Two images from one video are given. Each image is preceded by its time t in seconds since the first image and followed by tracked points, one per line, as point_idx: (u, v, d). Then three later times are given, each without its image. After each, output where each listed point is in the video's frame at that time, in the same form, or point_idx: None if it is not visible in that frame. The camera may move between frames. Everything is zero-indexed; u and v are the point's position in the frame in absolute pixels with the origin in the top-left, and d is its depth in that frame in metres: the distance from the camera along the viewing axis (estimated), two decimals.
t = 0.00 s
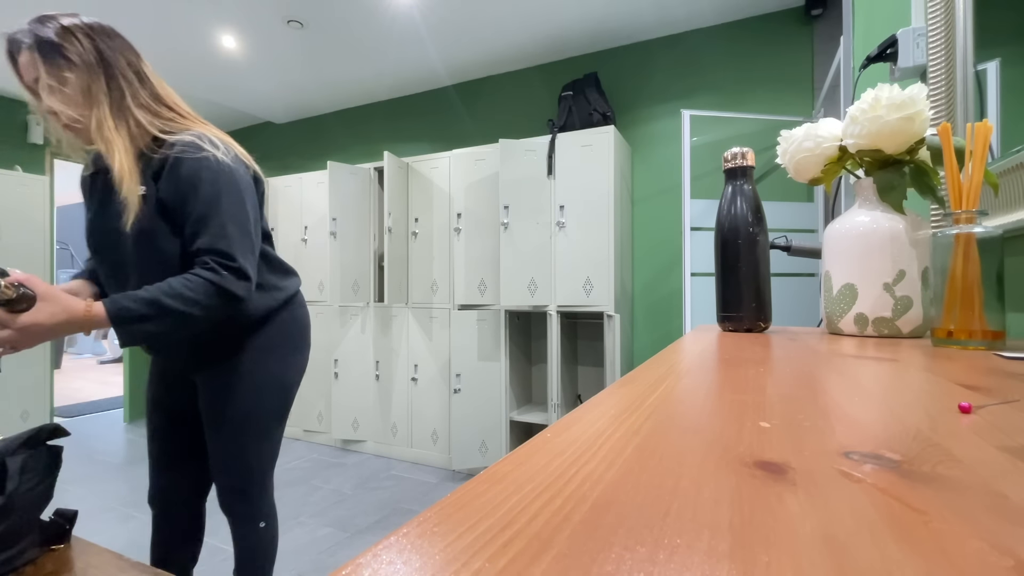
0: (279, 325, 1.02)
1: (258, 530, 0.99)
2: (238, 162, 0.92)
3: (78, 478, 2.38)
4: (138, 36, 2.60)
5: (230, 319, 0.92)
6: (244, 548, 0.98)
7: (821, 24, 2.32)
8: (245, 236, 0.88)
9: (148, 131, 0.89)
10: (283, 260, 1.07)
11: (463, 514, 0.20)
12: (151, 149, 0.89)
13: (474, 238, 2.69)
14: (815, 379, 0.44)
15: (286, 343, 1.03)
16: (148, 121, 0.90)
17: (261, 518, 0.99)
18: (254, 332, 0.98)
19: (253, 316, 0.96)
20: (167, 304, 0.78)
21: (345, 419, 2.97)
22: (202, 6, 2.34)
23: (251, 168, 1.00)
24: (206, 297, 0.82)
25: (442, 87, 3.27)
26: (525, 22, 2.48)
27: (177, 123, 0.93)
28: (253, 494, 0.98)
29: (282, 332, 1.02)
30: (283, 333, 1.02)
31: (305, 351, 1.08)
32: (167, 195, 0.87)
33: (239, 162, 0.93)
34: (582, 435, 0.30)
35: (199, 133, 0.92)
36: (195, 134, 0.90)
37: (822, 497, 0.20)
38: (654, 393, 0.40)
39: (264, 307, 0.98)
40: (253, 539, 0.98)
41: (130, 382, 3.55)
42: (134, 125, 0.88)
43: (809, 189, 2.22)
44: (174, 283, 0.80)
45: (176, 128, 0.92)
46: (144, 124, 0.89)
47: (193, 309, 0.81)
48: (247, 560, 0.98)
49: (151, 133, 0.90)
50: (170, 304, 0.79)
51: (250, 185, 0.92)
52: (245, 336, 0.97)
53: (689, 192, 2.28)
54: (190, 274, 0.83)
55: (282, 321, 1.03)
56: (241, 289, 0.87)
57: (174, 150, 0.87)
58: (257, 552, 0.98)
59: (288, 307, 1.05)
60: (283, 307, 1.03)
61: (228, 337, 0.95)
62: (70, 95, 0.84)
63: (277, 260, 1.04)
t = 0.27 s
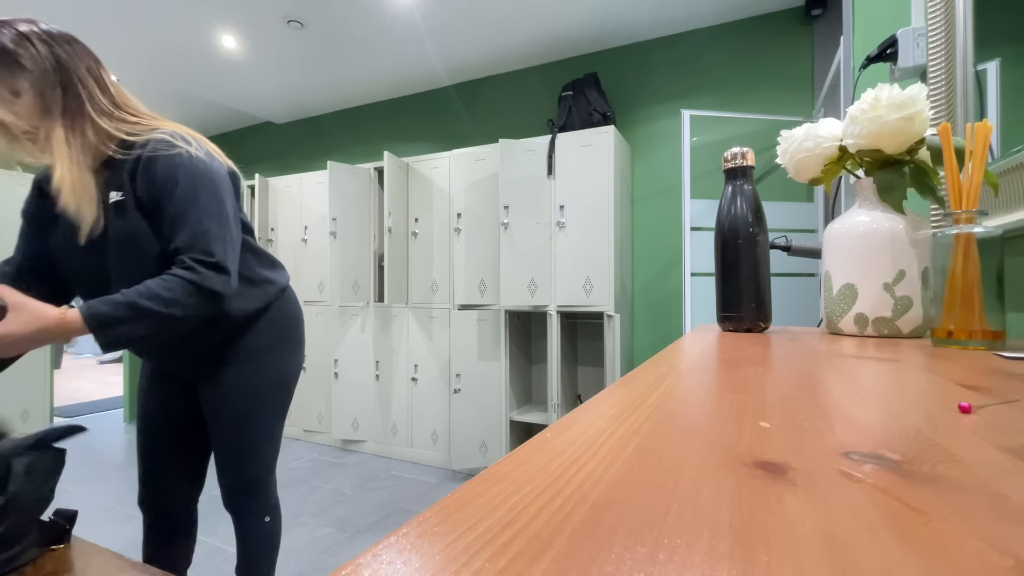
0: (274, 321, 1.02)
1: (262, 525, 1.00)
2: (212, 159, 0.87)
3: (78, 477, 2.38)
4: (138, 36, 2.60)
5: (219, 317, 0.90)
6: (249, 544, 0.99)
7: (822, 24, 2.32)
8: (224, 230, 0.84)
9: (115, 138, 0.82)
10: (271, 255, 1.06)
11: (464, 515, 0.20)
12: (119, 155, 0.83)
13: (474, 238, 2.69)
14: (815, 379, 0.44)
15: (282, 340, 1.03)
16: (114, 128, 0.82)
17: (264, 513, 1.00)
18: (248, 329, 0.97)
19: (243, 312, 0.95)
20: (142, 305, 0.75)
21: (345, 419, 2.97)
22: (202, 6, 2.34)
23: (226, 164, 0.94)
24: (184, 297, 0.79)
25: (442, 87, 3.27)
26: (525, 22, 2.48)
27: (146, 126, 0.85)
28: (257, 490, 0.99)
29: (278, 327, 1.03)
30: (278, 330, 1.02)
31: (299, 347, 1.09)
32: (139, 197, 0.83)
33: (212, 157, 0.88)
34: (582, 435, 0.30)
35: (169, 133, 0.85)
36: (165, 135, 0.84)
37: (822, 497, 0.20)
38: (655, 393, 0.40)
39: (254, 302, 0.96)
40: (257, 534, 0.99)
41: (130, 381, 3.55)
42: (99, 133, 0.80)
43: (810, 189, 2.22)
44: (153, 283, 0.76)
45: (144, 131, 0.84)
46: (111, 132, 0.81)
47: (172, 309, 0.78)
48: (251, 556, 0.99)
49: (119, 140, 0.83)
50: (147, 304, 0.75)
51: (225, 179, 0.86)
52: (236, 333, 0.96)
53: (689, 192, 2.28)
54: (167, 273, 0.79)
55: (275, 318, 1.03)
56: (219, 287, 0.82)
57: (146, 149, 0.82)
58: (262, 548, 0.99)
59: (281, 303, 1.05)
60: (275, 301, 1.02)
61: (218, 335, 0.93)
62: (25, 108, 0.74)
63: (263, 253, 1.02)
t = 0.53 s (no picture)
0: (266, 320, 1.02)
1: (255, 524, 1.00)
2: (200, 163, 0.85)
3: (78, 477, 2.38)
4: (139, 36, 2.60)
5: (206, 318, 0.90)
6: (243, 543, 0.99)
7: (822, 24, 2.32)
8: (195, 244, 0.79)
9: (96, 142, 0.81)
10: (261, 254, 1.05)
11: (463, 516, 0.20)
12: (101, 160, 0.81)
13: (474, 238, 2.69)
14: (816, 379, 0.44)
15: (275, 339, 1.03)
16: (95, 130, 0.80)
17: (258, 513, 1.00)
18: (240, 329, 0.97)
19: (230, 314, 0.94)
20: (94, 329, 0.72)
21: (345, 419, 2.97)
22: (202, 6, 2.34)
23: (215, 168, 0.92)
24: (143, 318, 0.75)
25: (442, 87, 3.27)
26: (525, 22, 2.48)
27: (130, 129, 0.84)
28: (250, 489, 0.99)
29: (271, 326, 1.02)
30: (271, 330, 1.02)
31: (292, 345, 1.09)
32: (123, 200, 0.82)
33: (200, 163, 0.85)
34: (582, 435, 0.30)
35: (152, 136, 0.83)
36: (150, 138, 0.82)
37: (823, 497, 0.20)
38: (654, 393, 0.40)
39: (242, 304, 0.96)
40: (251, 534, 0.99)
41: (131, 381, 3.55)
42: (80, 136, 0.79)
43: (810, 189, 2.22)
44: (105, 306, 0.73)
45: (127, 134, 0.83)
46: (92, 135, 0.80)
47: (128, 332, 0.74)
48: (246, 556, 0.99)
49: (101, 144, 0.81)
50: (99, 328, 0.72)
51: (211, 186, 0.85)
52: (226, 333, 0.95)
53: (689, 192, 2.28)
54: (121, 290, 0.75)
55: (267, 318, 1.02)
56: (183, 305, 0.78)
57: (130, 153, 0.80)
58: (256, 549, 0.99)
59: (274, 302, 1.04)
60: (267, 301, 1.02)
61: (206, 336, 0.93)
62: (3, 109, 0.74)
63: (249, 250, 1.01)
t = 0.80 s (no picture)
0: (262, 320, 1.02)
1: (252, 524, 1.00)
2: (189, 164, 0.84)
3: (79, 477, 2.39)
4: (139, 36, 2.60)
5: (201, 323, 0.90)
6: (240, 543, 0.99)
7: (822, 24, 2.32)
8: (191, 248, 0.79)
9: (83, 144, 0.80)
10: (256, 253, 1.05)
11: (464, 516, 0.20)
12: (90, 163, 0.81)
13: (474, 238, 2.69)
14: (816, 379, 0.44)
15: (271, 339, 1.03)
16: (82, 133, 0.79)
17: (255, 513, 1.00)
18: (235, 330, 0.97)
19: (225, 315, 0.93)
20: (105, 346, 0.71)
21: (345, 419, 2.97)
22: (202, 6, 2.34)
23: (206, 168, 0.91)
24: (150, 327, 0.75)
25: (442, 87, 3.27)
26: (525, 22, 2.48)
27: (118, 131, 0.83)
28: (247, 490, 0.99)
29: (266, 326, 1.02)
30: (267, 329, 1.02)
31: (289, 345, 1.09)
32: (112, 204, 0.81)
33: (189, 163, 0.84)
34: (582, 435, 0.30)
35: (140, 137, 0.82)
36: (136, 140, 0.81)
37: (823, 497, 0.20)
38: (654, 393, 0.40)
39: (237, 305, 0.95)
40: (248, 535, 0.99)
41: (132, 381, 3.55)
42: (67, 139, 0.79)
43: (810, 189, 2.22)
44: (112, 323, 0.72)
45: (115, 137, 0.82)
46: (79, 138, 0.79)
47: (137, 343, 0.74)
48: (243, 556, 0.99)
49: (89, 147, 0.80)
50: (109, 344, 0.72)
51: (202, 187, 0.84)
52: (221, 335, 0.95)
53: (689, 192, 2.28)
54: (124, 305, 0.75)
55: (262, 318, 1.02)
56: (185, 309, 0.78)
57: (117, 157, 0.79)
58: (253, 549, 1.00)
59: (269, 302, 1.04)
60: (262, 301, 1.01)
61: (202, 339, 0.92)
62: None
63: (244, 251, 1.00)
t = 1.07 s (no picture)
0: (265, 321, 1.02)
1: (253, 525, 1.00)
2: (192, 166, 0.84)
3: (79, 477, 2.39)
4: (139, 36, 2.60)
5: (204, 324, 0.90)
6: (240, 544, 0.99)
7: (822, 24, 2.32)
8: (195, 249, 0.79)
9: (87, 148, 0.80)
10: (259, 254, 1.05)
11: (464, 515, 0.20)
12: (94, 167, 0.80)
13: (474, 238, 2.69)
14: (816, 379, 0.44)
15: (273, 340, 1.03)
16: (85, 136, 0.79)
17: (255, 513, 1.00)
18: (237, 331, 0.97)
19: (227, 317, 0.93)
20: (116, 350, 0.71)
21: (345, 419, 2.97)
22: (202, 6, 2.34)
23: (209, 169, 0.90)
24: (159, 329, 0.75)
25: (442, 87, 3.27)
26: (525, 22, 2.48)
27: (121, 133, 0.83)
28: (247, 491, 0.98)
29: (269, 327, 1.02)
30: (268, 330, 1.02)
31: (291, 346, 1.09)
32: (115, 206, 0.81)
33: (192, 165, 0.84)
34: (582, 435, 0.30)
35: (144, 141, 0.81)
36: (140, 143, 0.81)
37: (822, 497, 0.20)
38: (655, 393, 0.40)
39: (238, 306, 0.95)
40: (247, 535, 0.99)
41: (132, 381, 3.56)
42: (70, 142, 0.78)
43: (810, 190, 2.22)
44: (123, 325, 0.72)
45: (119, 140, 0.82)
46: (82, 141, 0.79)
47: (147, 346, 0.74)
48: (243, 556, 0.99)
49: (93, 150, 0.80)
50: (120, 348, 0.72)
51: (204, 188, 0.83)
52: (223, 336, 0.95)
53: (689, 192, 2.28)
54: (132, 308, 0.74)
55: (265, 318, 1.02)
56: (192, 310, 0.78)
57: (120, 160, 0.79)
58: (253, 549, 0.99)
59: (272, 303, 1.04)
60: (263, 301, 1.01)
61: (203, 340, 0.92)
62: None
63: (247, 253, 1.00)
